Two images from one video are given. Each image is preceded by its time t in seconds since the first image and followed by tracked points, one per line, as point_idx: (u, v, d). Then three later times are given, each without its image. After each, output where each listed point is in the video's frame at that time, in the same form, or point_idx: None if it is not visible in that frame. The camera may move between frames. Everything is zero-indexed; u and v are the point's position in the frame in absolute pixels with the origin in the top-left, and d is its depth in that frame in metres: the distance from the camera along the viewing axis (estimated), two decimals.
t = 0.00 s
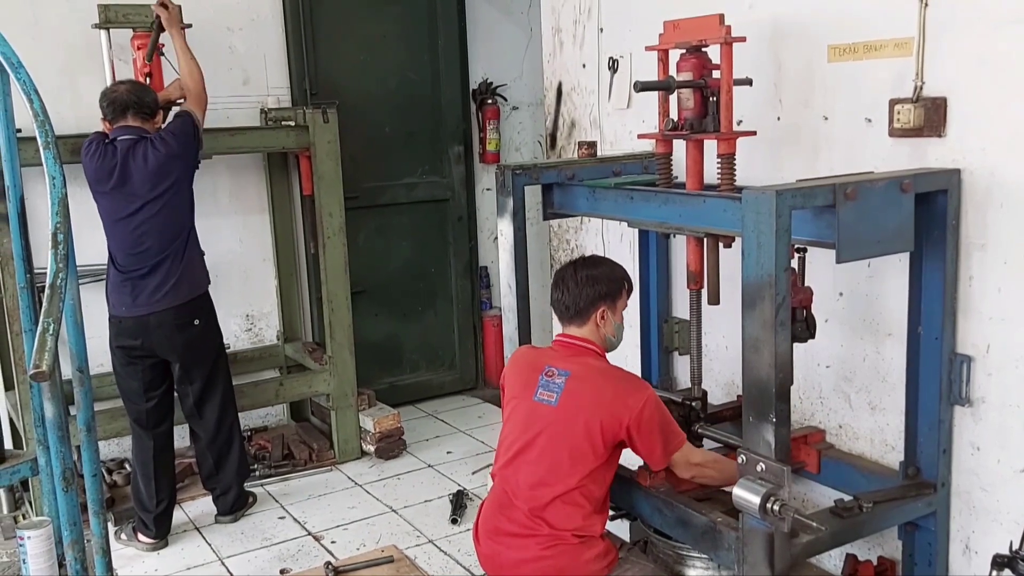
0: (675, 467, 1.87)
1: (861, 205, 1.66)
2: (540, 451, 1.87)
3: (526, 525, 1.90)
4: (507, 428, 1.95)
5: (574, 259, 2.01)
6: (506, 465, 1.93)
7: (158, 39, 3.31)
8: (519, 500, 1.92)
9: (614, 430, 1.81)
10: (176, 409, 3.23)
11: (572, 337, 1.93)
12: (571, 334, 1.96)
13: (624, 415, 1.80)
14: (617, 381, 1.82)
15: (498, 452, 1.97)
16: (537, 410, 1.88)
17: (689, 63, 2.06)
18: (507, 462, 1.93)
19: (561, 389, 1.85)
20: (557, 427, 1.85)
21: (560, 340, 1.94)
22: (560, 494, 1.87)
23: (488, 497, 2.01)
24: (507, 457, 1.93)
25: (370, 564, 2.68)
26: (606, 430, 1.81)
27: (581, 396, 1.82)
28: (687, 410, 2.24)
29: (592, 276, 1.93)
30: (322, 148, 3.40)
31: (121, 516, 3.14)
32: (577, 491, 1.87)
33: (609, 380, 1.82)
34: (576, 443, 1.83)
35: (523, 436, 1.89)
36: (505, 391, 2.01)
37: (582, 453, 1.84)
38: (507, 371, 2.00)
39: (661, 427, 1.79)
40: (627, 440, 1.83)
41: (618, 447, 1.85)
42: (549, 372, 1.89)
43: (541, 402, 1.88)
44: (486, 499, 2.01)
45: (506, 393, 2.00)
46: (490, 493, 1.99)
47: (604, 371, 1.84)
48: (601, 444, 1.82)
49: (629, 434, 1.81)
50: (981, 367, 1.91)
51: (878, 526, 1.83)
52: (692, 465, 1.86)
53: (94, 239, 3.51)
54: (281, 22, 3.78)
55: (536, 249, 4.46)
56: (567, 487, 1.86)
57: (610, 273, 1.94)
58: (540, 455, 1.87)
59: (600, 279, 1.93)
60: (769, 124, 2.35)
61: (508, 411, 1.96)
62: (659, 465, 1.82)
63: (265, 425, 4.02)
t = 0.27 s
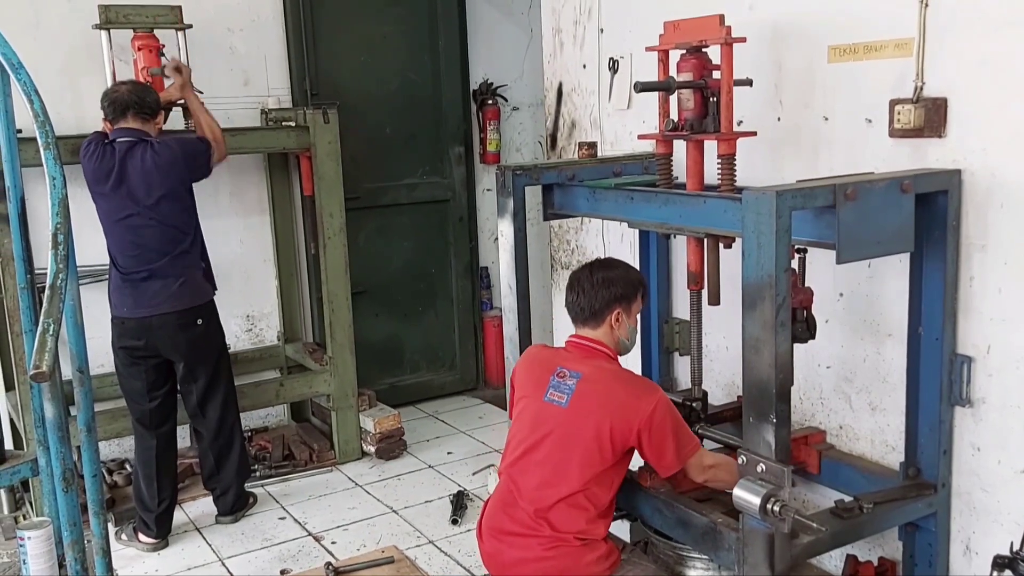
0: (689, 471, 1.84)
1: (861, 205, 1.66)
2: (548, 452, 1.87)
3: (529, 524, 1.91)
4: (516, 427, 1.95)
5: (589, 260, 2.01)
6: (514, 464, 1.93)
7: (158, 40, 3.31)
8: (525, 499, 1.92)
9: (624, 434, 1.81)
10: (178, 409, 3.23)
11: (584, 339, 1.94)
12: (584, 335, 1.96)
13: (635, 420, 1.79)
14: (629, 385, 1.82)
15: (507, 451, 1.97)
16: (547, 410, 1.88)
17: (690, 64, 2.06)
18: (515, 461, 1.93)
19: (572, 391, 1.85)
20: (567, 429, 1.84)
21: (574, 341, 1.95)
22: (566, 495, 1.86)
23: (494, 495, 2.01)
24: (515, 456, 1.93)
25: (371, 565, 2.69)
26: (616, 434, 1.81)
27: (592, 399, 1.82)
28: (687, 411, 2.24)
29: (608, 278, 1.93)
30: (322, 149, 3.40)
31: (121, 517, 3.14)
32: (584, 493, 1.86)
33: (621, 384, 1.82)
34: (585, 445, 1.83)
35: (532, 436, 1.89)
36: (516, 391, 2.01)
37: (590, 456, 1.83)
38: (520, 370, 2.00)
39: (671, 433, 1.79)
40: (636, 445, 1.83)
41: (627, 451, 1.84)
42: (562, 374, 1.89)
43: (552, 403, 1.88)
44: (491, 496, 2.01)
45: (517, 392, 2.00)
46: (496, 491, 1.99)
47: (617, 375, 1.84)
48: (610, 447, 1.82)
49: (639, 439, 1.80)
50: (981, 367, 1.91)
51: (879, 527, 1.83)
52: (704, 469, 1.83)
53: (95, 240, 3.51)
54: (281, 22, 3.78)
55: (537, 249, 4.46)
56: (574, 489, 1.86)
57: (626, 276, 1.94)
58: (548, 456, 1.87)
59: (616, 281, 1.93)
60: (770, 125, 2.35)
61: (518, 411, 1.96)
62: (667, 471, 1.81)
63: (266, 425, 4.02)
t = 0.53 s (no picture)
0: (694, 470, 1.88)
1: (862, 205, 1.66)
2: (552, 453, 1.87)
3: (532, 525, 1.90)
4: (520, 428, 1.94)
5: (595, 262, 2.01)
6: (517, 465, 1.92)
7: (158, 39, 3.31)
8: (527, 500, 1.92)
9: (629, 436, 1.81)
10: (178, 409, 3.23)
11: (588, 340, 1.94)
12: (588, 336, 1.96)
13: (641, 422, 1.80)
14: (635, 387, 1.82)
15: (509, 451, 1.97)
16: (553, 412, 1.87)
17: (691, 63, 2.05)
18: (518, 462, 1.92)
19: (579, 393, 1.85)
20: (572, 431, 1.84)
21: (576, 343, 1.95)
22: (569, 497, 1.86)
23: (494, 495, 2.00)
24: (518, 457, 1.92)
25: (371, 565, 2.71)
26: (622, 436, 1.81)
27: (598, 401, 1.82)
28: (687, 410, 2.25)
29: (613, 280, 1.94)
30: (323, 148, 3.40)
31: (121, 517, 3.14)
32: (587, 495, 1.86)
33: (628, 386, 1.82)
34: (590, 447, 1.83)
35: (536, 437, 1.89)
36: (519, 391, 2.00)
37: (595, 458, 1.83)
38: (523, 371, 1.99)
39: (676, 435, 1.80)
40: (641, 446, 1.83)
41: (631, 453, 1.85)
42: (567, 375, 1.89)
43: (557, 404, 1.87)
44: (491, 497, 2.00)
45: (520, 393, 1.99)
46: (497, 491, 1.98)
47: (623, 377, 1.84)
48: (615, 449, 1.82)
49: (644, 441, 1.81)
50: (983, 367, 1.91)
51: (880, 527, 1.82)
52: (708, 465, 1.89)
53: (95, 239, 3.51)
54: (282, 22, 3.78)
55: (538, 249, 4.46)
56: (578, 490, 1.86)
57: (631, 279, 1.95)
58: (552, 458, 1.87)
59: (621, 283, 1.94)
60: (771, 124, 2.35)
61: (522, 411, 1.95)
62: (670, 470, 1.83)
63: (266, 425, 4.02)
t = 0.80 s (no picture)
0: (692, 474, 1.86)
1: (865, 205, 1.65)
2: (552, 454, 1.86)
3: (532, 527, 1.90)
4: (520, 429, 1.94)
5: (597, 263, 2.01)
6: (517, 465, 1.92)
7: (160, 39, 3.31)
8: (528, 501, 1.91)
9: (629, 437, 1.80)
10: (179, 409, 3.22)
11: (589, 340, 1.94)
12: (588, 335, 1.96)
13: (640, 423, 1.79)
14: (635, 388, 1.82)
15: (510, 452, 1.97)
16: (553, 413, 1.87)
17: (693, 63, 2.05)
18: (518, 462, 1.92)
19: (579, 394, 1.84)
20: (571, 432, 1.84)
21: (577, 342, 1.95)
22: (569, 498, 1.86)
23: (495, 496, 2.00)
24: (518, 458, 1.92)
25: (373, 565, 2.71)
26: (621, 437, 1.81)
27: (598, 403, 1.82)
28: (689, 411, 2.23)
29: (614, 280, 1.94)
30: (325, 148, 3.40)
31: (123, 517, 3.14)
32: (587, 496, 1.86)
33: (627, 387, 1.81)
34: (590, 448, 1.82)
35: (536, 438, 1.89)
36: (519, 391, 2.00)
37: (595, 459, 1.83)
38: (524, 372, 1.99)
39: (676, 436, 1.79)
40: (641, 448, 1.82)
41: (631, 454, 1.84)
42: (567, 376, 1.88)
43: (557, 405, 1.87)
44: (492, 498, 2.00)
45: (520, 393, 1.99)
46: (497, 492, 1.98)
47: (623, 378, 1.83)
48: (615, 450, 1.82)
49: (644, 442, 1.80)
50: (985, 368, 1.91)
51: (882, 528, 1.82)
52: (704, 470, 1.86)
53: (97, 239, 3.51)
54: (283, 22, 3.78)
55: (540, 250, 4.46)
56: (578, 491, 1.85)
57: (631, 279, 1.95)
58: (552, 459, 1.86)
59: (622, 283, 1.94)
60: (773, 124, 2.35)
61: (522, 412, 1.95)
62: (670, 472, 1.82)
63: (268, 425, 4.02)
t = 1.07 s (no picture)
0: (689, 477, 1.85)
1: (866, 206, 1.65)
2: (555, 453, 1.86)
3: (536, 526, 1.90)
4: (522, 427, 1.93)
5: (601, 261, 2.00)
6: (520, 464, 1.92)
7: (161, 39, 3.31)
8: (531, 500, 1.91)
9: (632, 436, 1.80)
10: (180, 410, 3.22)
11: (592, 339, 1.93)
12: (592, 334, 1.95)
13: (643, 422, 1.79)
14: (638, 386, 1.81)
15: (512, 450, 1.96)
16: (556, 411, 1.87)
17: (694, 63, 2.05)
18: (521, 461, 1.92)
19: (581, 393, 1.84)
20: (574, 430, 1.84)
21: (580, 341, 1.94)
22: (573, 497, 1.86)
23: (497, 494, 2.00)
24: (521, 456, 1.92)
25: (375, 565, 2.72)
26: (624, 436, 1.81)
27: (601, 401, 1.81)
28: (691, 411, 2.23)
29: (619, 279, 1.93)
30: (326, 148, 3.40)
31: (124, 517, 3.14)
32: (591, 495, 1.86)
33: (630, 386, 1.81)
34: (593, 447, 1.82)
35: (539, 436, 1.88)
36: (521, 389, 2.00)
37: (598, 457, 1.83)
38: (526, 370, 1.99)
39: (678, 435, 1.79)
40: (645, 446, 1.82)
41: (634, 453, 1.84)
42: (570, 375, 1.88)
43: (559, 403, 1.87)
44: (495, 497, 2.00)
45: (522, 391, 1.99)
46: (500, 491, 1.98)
47: (625, 376, 1.83)
48: (618, 449, 1.82)
49: (647, 441, 1.80)
50: (987, 368, 1.90)
51: (884, 528, 1.82)
52: (703, 475, 1.85)
53: (98, 239, 3.51)
54: (285, 21, 3.77)
55: (541, 250, 4.46)
56: (582, 490, 1.85)
57: (634, 278, 1.94)
58: (555, 457, 1.86)
59: (627, 283, 1.93)
60: (774, 125, 2.35)
61: (524, 411, 1.94)
62: (673, 472, 1.81)
63: (269, 425, 4.02)
